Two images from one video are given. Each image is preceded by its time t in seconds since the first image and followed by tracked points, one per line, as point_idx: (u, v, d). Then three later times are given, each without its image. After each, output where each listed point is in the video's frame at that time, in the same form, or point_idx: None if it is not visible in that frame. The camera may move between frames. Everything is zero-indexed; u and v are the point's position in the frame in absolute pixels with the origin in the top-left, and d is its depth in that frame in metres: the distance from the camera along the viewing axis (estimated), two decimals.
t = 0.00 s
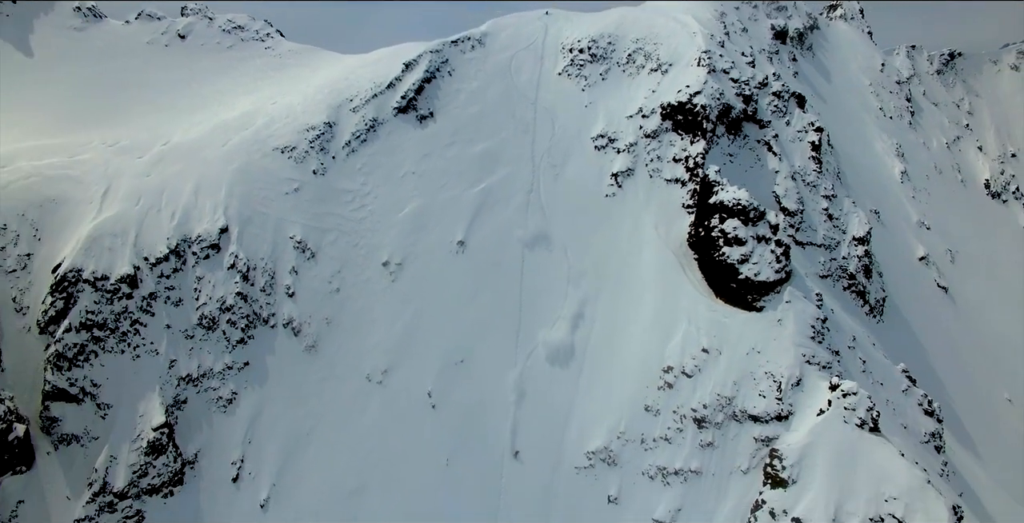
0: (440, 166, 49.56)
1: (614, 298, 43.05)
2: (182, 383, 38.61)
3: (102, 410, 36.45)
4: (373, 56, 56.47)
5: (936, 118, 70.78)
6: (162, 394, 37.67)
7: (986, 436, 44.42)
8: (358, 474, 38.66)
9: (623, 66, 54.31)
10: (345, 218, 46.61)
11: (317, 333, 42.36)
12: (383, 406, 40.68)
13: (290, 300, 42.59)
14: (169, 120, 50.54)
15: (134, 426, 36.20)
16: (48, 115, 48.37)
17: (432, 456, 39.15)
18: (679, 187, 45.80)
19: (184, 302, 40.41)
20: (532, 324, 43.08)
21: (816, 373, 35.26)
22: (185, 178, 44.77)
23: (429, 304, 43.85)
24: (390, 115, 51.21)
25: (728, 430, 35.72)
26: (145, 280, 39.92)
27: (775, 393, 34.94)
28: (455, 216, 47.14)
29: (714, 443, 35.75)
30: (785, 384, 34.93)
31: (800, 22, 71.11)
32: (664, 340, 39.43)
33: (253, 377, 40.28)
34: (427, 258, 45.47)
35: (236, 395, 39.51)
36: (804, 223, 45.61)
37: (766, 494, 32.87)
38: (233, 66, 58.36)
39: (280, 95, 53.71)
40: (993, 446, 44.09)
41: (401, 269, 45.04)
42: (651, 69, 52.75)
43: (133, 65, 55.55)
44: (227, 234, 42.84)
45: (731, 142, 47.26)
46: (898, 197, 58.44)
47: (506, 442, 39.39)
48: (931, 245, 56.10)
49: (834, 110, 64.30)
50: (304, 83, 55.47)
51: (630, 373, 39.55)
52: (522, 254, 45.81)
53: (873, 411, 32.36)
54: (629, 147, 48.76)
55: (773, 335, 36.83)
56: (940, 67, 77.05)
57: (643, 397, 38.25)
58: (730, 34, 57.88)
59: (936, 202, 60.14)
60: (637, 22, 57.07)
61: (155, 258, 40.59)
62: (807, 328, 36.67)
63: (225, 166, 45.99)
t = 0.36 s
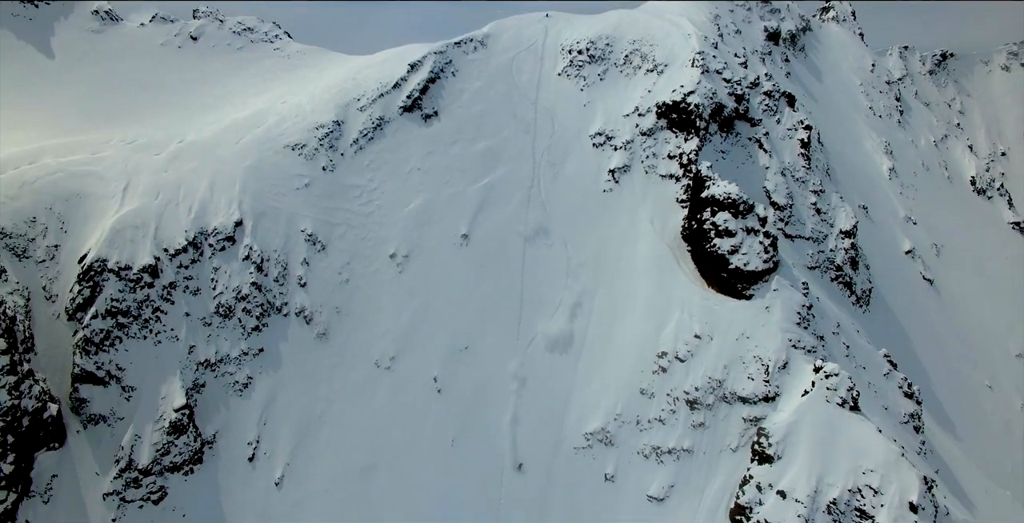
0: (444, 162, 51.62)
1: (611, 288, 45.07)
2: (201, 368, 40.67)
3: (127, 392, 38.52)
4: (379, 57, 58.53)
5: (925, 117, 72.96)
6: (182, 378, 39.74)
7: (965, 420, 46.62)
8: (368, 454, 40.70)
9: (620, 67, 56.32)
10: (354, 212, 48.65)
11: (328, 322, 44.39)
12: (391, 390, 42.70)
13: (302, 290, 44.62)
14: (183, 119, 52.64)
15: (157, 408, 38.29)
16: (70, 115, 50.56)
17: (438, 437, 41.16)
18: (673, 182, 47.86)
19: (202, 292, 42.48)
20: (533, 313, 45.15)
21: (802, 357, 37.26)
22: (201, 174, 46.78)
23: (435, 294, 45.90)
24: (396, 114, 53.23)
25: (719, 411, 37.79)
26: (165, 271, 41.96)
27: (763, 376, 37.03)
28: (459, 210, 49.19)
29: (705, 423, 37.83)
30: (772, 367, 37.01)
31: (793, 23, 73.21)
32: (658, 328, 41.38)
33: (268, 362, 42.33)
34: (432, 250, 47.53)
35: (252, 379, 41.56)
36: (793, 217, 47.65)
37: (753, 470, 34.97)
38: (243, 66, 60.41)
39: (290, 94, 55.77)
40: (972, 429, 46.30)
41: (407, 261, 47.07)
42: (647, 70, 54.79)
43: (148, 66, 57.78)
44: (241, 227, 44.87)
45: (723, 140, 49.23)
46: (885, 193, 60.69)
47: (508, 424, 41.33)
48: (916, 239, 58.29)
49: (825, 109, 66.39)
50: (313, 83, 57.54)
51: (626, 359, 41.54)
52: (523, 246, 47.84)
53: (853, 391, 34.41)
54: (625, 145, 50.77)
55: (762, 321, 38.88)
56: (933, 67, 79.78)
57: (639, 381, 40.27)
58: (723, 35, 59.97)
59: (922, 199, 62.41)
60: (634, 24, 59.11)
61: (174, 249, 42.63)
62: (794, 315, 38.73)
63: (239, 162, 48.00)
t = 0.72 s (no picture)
0: (448, 152, 53.38)
1: (609, 272, 46.87)
2: (217, 347, 42.61)
3: (147, 370, 40.49)
4: (383, 50, 60.19)
5: (917, 109, 74.69)
6: (199, 357, 41.66)
7: (946, 398, 48.68)
8: (376, 430, 42.67)
9: (618, 61, 57.98)
10: (361, 200, 50.44)
11: (337, 304, 46.27)
12: (397, 369, 44.61)
13: (312, 274, 46.46)
14: (195, 110, 54.40)
15: (176, 385, 40.36)
16: (87, 108, 52.37)
17: (443, 414, 43.09)
18: (669, 171, 49.49)
19: (216, 276, 44.32)
20: (534, 297, 46.99)
21: (790, 336, 39.08)
22: (213, 163, 48.50)
23: (439, 278, 47.74)
24: (401, 106, 54.93)
25: (710, 388, 39.71)
26: (181, 255, 43.78)
27: (752, 354, 38.95)
28: (462, 199, 50.98)
29: (697, 399, 39.77)
30: (761, 345, 38.90)
31: (788, 18, 74.81)
32: (652, 311, 43.18)
33: (280, 343, 44.23)
34: (436, 237, 49.37)
35: (265, 359, 43.48)
36: (784, 205, 49.38)
37: (741, 441, 37.07)
38: (251, 60, 62.12)
39: (297, 87, 57.48)
40: (953, 407, 48.42)
41: (412, 247, 48.91)
42: (644, 63, 56.44)
43: (159, 59, 59.48)
44: (253, 215, 46.64)
45: (718, 131, 50.84)
46: (876, 183, 62.69)
47: (509, 402, 43.31)
48: (905, 227, 60.26)
49: (818, 101, 68.07)
50: (319, 75, 59.25)
51: (623, 339, 43.41)
52: (524, 233, 49.64)
53: (837, 367, 36.14)
54: (623, 135, 52.48)
55: (752, 301, 40.72)
56: (927, 60, 81.36)
57: (635, 359, 42.18)
58: (719, 29, 61.60)
59: (912, 189, 64.43)
60: (632, 18, 60.76)
61: (190, 235, 44.42)
62: (782, 296, 40.56)
63: (250, 152, 49.77)
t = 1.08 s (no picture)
0: (451, 128, 55.09)
1: (606, 243, 48.89)
2: (233, 315, 44.78)
3: (168, 335, 42.88)
4: (386, 28, 61.44)
5: (910, 86, 75.83)
6: (216, 323, 43.90)
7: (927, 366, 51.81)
8: (385, 391, 45.03)
9: (616, 38, 59.37)
10: (367, 174, 52.22)
11: (346, 274, 48.23)
12: (405, 335, 46.82)
13: (321, 246, 48.42)
14: (205, 87, 55.89)
15: (196, 349, 42.77)
16: (101, 85, 53.99)
17: (449, 376, 45.42)
18: (665, 145, 51.10)
19: (230, 247, 46.30)
20: (535, 266, 49.12)
21: (777, 302, 41.24)
22: (225, 138, 50.12)
23: (444, 249, 49.74)
24: (405, 83, 56.45)
25: (702, 351, 41.91)
26: (196, 227, 45.75)
27: (741, 318, 41.11)
28: (465, 173, 52.83)
29: (690, 361, 42.03)
30: (750, 310, 41.10)
31: None
32: (647, 279, 45.24)
33: (292, 310, 46.36)
34: (441, 209, 51.32)
35: (278, 326, 45.61)
36: (775, 178, 51.25)
37: (730, 400, 39.49)
38: (258, 37, 63.44)
39: (303, 63, 58.86)
40: (932, 370, 51.62)
41: (418, 219, 50.85)
42: (641, 40, 57.86)
43: (168, 37, 60.86)
44: (264, 188, 48.47)
45: (712, 107, 52.47)
46: (867, 158, 64.60)
47: (511, 366, 45.73)
48: (893, 201, 62.25)
49: (812, 78, 69.53)
50: (325, 52, 60.67)
51: (619, 306, 45.53)
52: (525, 206, 51.57)
53: (820, 329, 38.68)
54: (621, 111, 54.18)
55: (742, 269, 42.81)
56: (925, 37, 81.48)
57: (630, 325, 44.33)
58: (715, 7, 62.88)
59: (902, 164, 66.30)
60: None
61: (205, 208, 46.39)
62: (770, 264, 42.70)
63: (260, 127, 51.41)
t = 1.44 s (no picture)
0: (454, 108, 56.51)
1: (605, 218, 50.58)
2: (245, 288, 46.63)
3: (184, 306, 44.83)
4: (388, 9, 62.27)
5: (907, 66, 74.91)
6: (230, 295, 45.81)
7: (912, 336, 54.43)
8: (392, 360, 47.05)
9: (615, 20, 60.36)
10: (372, 153, 53.64)
11: (353, 249, 49.90)
12: (411, 307, 48.67)
13: (329, 221, 50.02)
14: (213, 67, 57.17)
15: (211, 320, 44.77)
16: (114, 67, 55.45)
17: (453, 346, 47.39)
18: (662, 124, 52.45)
19: (242, 222, 47.94)
20: (536, 240, 51.01)
21: (768, 274, 43.08)
22: (234, 117, 51.54)
23: (448, 225, 51.43)
24: (408, 64, 57.59)
25: (695, 320, 43.75)
26: (209, 203, 47.41)
27: (733, 290, 42.98)
28: (467, 151, 54.38)
29: (683, 330, 43.91)
30: (741, 282, 42.95)
31: None
32: (644, 253, 47.02)
33: (302, 283, 48.18)
34: (445, 186, 52.98)
35: (289, 298, 47.48)
36: (769, 156, 52.78)
37: (721, 366, 41.58)
38: (263, 18, 64.49)
39: (308, 44, 59.86)
40: (916, 342, 54.42)
41: (422, 195, 52.46)
42: (640, 22, 58.90)
43: (176, 19, 62.16)
44: (273, 166, 50.01)
45: (708, 86, 53.94)
46: (860, 137, 66.14)
47: (512, 337, 47.74)
48: (884, 179, 64.09)
49: (807, 59, 70.85)
50: (329, 33, 61.70)
51: (616, 279, 47.36)
52: (526, 183, 53.24)
53: (808, 299, 40.38)
54: (619, 91, 55.61)
55: (733, 242, 44.59)
56: (924, 18, 78.67)
57: (627, 296, 46.15)
58: None
59: (895, 143, 67.81)
60: None
61: (217, 185, 48.00)
62: (762, 238, 44.45)
63: (268, 106, 52.75)
